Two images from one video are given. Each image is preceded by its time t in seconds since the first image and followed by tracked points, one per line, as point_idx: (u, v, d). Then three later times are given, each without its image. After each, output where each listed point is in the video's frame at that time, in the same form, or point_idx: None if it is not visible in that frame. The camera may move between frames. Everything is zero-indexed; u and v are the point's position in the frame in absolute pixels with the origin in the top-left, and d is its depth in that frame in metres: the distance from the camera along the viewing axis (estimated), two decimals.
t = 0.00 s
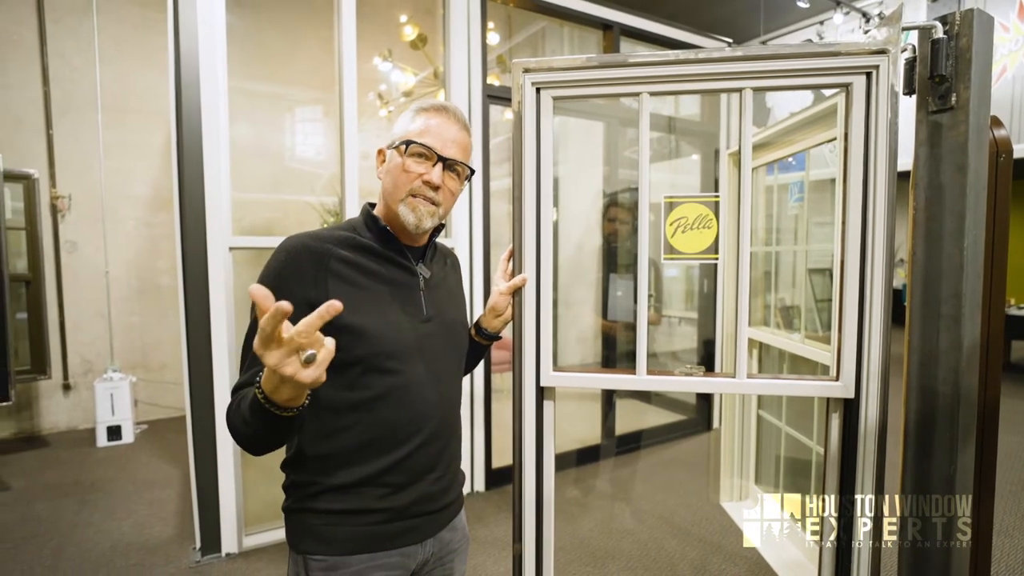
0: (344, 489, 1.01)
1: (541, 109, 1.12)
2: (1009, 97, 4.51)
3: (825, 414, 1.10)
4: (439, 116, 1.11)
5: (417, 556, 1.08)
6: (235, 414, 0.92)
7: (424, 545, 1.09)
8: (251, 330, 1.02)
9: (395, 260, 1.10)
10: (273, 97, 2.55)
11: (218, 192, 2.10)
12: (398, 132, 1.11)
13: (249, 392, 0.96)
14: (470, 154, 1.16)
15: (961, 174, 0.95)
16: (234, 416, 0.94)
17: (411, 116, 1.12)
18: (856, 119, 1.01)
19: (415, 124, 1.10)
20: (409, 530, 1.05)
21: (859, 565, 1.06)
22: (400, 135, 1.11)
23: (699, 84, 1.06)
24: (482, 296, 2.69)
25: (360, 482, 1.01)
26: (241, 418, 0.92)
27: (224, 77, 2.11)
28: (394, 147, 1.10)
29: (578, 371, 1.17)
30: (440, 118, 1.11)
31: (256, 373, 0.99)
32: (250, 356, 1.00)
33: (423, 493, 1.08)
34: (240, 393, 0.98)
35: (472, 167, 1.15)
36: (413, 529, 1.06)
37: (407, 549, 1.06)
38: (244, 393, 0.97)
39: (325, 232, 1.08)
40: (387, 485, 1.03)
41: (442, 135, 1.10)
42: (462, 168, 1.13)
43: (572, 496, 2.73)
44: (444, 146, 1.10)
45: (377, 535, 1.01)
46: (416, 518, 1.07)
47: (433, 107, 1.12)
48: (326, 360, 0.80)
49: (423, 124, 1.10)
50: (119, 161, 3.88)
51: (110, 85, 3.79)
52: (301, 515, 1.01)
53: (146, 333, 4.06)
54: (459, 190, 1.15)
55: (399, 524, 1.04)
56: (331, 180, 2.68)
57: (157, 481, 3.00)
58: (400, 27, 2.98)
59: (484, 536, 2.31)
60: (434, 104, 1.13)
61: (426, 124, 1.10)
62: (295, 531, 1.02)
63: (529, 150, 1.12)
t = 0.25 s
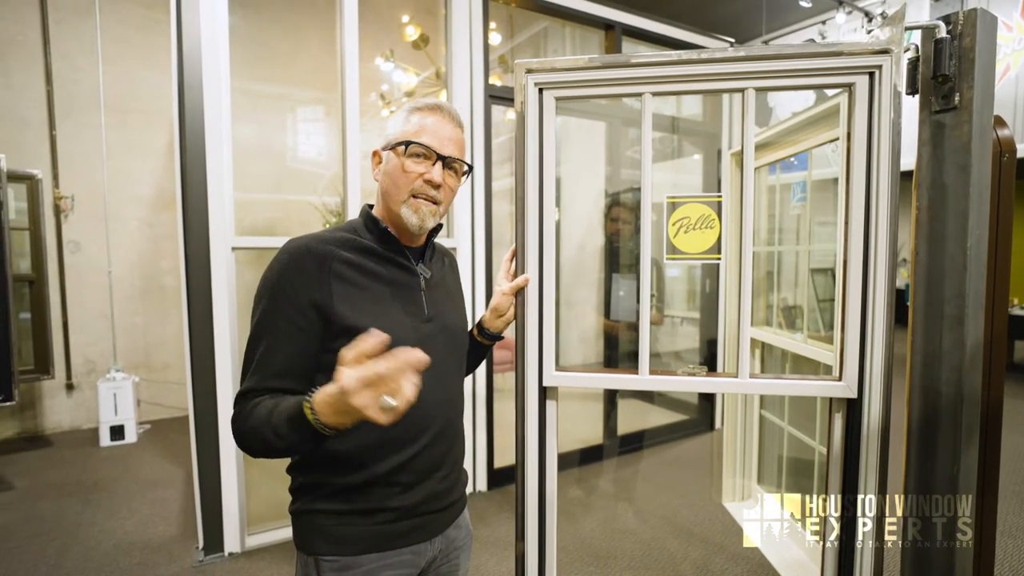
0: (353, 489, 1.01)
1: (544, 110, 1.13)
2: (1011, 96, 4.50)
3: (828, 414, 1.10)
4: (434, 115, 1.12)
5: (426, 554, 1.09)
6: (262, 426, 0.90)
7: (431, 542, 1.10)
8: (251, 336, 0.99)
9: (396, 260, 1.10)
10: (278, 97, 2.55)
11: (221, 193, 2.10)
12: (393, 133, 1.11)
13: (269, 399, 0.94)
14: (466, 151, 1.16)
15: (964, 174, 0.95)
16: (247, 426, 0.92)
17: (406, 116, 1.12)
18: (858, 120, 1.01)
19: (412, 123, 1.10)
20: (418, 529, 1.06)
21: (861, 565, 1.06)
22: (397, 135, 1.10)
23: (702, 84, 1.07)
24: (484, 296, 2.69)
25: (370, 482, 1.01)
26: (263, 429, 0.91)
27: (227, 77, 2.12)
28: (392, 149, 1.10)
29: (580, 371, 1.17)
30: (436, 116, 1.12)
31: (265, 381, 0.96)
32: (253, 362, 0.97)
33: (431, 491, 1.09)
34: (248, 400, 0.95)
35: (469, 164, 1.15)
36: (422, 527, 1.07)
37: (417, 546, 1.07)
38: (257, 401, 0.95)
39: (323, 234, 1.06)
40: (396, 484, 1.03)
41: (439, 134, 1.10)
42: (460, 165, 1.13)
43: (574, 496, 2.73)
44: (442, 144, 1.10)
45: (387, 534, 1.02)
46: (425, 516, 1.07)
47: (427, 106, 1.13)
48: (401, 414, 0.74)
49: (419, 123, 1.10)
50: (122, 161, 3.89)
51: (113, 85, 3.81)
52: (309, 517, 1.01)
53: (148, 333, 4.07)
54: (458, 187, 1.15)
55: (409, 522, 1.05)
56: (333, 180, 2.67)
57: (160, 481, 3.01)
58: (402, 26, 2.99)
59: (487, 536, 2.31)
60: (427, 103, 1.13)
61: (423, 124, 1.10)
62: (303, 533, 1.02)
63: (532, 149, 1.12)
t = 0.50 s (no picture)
0: (363, 487, 1.01)
1: (545, 110, 1.13)
2: (1014, 96, 4.49)
3: (829, 413, 1.10)
4: (434, 115, 1.11)
5: (434, 549, 1.09)
6: (313, 435, 0.93)
7: (439, 538, 1.10)
8: (258, 342, 0.98)
9: (395, 259, 1.10)
10: (279, 97, 2.56)
11: (222, 193, 2.10)
12: (396, 135, 1.07)
13: (304, 408, 0.96)
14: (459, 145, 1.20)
15: (965, 172, 0.95)
16: (285, 432, 0.93)
17: (408, 118, 1.08)
18: (859, 119, 1.01)
19: (423, 127, 1.08)
20: (428, 524, 1.06)
21: (863, 565, 1.06)
22: (409, 141, 1.07)
23: (702, 83, 1.07)
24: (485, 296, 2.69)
25: (381, 479, 1.01)
26: (307, 438, 0.93)
27: (228, 77, 2.12)
28: (407, 155, 1.07)
29: (581, 371, 1.17)
30: (433, 115, 1.11)
31: (284, 385, 0.96)
32: (264, 369, 0.96)
33: (439, 486, 1.09)
34: (270, 407, 0.95)
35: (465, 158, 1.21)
36: (431, 523, 1.07)
37: (426, 542, 1.07)
38: (284, 407, 0.95)
39: (320, 236, 1.05)
40: (405, 481, 1.04)
41: (448, 135, 1.12)
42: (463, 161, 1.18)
43: (575, 495, 2.73)
44: (452, 145, 1.13)
45: (398, 531, 1.02)
46: (434, 511, 1.08)
47: (423, 106, 1.11)
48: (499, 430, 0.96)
49: (430, 126, 1.09)
50: (123, 161, 3.89)
51: (114, 85, 3.81)
52: (318, 517, 1.01)
53: (150, 333, 4.08)
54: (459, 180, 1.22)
55: (419, 518, 1.05)
56: (334, 180, 2.64)
57: (162, 480, 3.01)
58: (404, 27, 3.05)
59: (488, 536, 2.31)
60: (422, 102, 1.11)
61: (433, 127, 1.09)
62: (312, 533, 1.01)
63: (533, 149, 1.12)
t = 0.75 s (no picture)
0: (373, 486, 1.01)
1: (546, 110, 1.13)
2: (1016, 96, 4.48)
3: (830, 413, 1.10)
4: (431, 120, 1.11)
5: (443, 545, 1.10)
6: (366, 417, 0.95)
7: (446, 534, 1.11)
8: (285, 345, 0.96)
9: (395, 260, 1.10)
10: (280, 98, 2.57)
11: (223, 193, 2.11)
12: (397, 140, 1.07)
13: (347, 399, 0.96)
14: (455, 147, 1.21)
15: (967, 172, 0.95)
16: (332, 423, 0.93)
17: (405, 123, 1.08)
18: (860, 120, 1.01)
19: (419, 132, 1.08)
20: (437, 520, 1.07)
21: (864, 565, 1.06)
22: (408, 146, 1.07)
23: (703, 83, 1.07)
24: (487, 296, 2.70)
25: (392, 476, 1.02)
26: (361, 424, 0.94)
27: (230, 77, 2.13)
28: (406, 161, 1.07)
29: (583, 370, 1.17)
30: (432, 118, 1.11)
31: (321, 383, 0.95)
32: (297, 371, 0.95)
33: (447, 483, 1.10)
34: (313, 405, 0.95)
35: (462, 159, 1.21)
36: (439, 519, 1.08)
37: (434, 538, 1.08)
38: (327, 401, 0.95)
39: (320, 240, 1.04)
40: (415, 478, 1.04)
41: (445, 139, 1.12)
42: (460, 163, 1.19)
43: (576, 495, 2.73)
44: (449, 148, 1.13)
45: (409, 527, 1.03)
46: (442, 507, 1.08)
47: (421, 111, 1.11)
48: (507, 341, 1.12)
49: (427, 132, 1.09)
50: (125, 161, 3.90)
51: (116, 86, 3.82)
52: (328, 517, 1.01)
53: (151, 333, 4.09)
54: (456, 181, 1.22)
55: (429, 514, 1.06)
56: (335, 180, 2.66)
57: (163, 480, 3.02)
58: (404, 27, 3.02)
59: (489, 536, 2.32)
60: (420, 108, 1.11)
61: (430, 132, 1.09)
62: (323, 533, 1.01)
63: (534, 148, 1.12)
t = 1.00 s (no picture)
0: (374, 484, 1.01)
1: (548, 110, 1.13)
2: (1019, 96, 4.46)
3: (831, 413, 1.10)
4: (443, 126, 1.09)
5: (443, 543, 1.10)
6: (419, 419, 0.95)
7: (446, 532, 1.11)
8: (313, 342, 0.95)
9: (399, 262, 1.11)
10: (281, 98, 2.58)
11: (225, 192, 2.11)
12: (402, 144, 1.06)
13: (396, 401, 0.96)
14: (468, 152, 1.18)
15: (968, 172, 0.94)
16: (385, 424, 0.94)
17: (414, 128, 1.07)
18: (861, 119, 1.01)
19: (426, 138, 1.07)
20: (437, 518, 1.07)
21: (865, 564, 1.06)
22: (413, 152, 1.06)
23: (704, 83, 1.07)
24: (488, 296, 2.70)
25: (393, 475, 1.02)
26: (412, 424, 0.95)
27: (231, 77, 2.13)
28: (408, 166, 1.06)
29: (584, 370, 1.17)
30: (442, 126, 1.09)
31: (356, 382, 0.95)
32: (332, 369, 0.94)
33: (448, 481, 1.10)
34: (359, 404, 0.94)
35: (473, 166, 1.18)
36: (439, 517, 1.08)
37: (434, 536, 1.08)
38: (371, 400, 0.95)
39: (326, 239, 1.04)
40: (416, 477, 1.04)
41: (453, 148, 1.10)
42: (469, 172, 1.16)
43: (578, 495, 2.73)
44: (457, 157, 1.11)
45: (409, 525, 1.03)
46: (443, 505, 1.09)
47: (433, 116, 1.09)
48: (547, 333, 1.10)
49: (434, 139, 1.07)
50: (126, 161, 3.91)
51: (117, 85, 3.83)
52: (329, 515, 1.01)
53: (153, 333, 4.09)
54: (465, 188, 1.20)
55: (430, 513, 1.06)
56: (337, 180, 2.62)
57: (165, 479, 3.03)
58: (405, 28, 3.07)
59: (490, 536, 2.32)
60: (432, 112, 1.09)
61: (437, 139, 1.08)
62: (324, 531, 1.02)
63: (535, 148, 1.12)
